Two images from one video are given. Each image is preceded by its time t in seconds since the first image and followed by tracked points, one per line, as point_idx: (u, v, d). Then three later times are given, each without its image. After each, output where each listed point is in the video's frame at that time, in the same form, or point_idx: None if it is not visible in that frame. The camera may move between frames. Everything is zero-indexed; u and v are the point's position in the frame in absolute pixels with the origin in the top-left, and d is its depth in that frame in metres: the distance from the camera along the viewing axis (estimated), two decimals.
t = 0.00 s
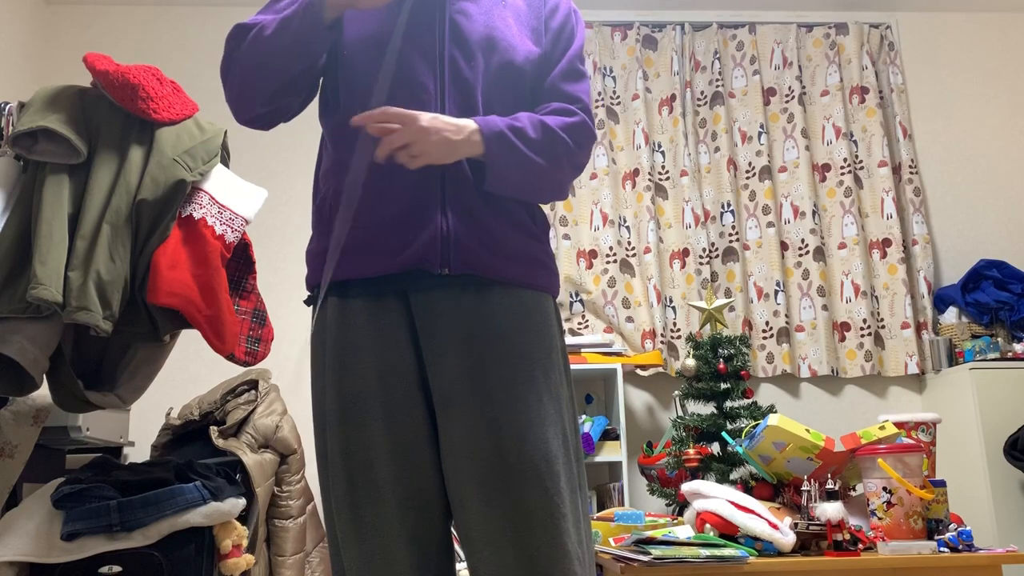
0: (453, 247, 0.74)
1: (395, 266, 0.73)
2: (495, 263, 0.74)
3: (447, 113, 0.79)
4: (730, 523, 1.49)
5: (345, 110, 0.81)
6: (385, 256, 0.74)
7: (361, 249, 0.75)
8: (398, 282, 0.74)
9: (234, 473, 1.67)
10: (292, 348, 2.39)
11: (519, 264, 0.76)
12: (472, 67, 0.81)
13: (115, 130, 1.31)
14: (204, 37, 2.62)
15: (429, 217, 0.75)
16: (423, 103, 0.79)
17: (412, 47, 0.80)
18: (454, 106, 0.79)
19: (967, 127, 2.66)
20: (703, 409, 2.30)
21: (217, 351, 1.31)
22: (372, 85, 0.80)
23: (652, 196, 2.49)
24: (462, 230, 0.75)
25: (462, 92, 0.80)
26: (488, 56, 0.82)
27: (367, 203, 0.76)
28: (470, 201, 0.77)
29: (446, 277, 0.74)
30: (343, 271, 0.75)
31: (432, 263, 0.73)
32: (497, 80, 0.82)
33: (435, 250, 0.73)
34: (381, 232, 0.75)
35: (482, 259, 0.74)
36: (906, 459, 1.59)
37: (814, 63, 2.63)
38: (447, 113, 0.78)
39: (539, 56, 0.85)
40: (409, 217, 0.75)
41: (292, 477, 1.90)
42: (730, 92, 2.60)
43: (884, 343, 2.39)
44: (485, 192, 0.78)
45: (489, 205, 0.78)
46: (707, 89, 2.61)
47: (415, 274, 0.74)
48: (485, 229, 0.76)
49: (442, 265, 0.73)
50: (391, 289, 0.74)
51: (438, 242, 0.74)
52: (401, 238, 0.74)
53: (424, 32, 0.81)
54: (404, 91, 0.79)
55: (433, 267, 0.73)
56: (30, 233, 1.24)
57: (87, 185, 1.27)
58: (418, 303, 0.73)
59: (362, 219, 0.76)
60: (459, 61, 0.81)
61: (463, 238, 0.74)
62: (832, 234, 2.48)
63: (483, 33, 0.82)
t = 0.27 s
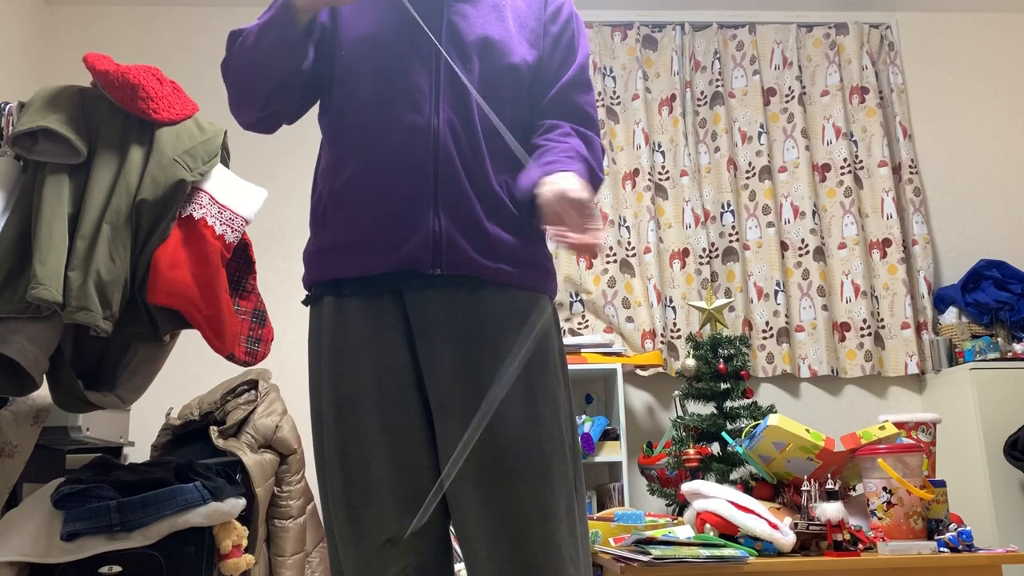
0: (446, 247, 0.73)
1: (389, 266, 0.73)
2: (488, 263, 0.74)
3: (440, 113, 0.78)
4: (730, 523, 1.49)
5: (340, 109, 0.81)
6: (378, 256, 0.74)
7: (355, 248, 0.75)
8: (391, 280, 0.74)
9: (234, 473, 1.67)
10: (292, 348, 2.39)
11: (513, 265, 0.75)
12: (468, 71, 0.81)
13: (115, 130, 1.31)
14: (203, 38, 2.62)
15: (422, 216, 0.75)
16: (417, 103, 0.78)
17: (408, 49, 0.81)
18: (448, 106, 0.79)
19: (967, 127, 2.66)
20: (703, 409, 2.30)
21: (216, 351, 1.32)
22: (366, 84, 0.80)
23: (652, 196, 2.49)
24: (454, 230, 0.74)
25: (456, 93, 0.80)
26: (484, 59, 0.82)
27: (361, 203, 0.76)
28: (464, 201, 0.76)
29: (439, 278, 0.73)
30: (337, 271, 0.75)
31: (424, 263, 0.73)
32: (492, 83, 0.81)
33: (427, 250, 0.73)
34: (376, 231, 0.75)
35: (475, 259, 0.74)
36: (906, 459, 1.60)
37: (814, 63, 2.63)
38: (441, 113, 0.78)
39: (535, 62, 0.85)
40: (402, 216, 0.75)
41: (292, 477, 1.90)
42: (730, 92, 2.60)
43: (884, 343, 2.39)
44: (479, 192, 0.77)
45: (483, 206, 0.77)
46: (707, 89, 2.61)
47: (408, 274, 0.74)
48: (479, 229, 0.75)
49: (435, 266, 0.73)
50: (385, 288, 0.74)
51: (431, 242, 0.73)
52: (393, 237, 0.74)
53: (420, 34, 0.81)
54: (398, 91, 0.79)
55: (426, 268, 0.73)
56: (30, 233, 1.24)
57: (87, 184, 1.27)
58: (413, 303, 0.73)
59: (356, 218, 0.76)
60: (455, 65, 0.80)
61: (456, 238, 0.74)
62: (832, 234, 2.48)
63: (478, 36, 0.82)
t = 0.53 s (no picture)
0: (447, 244, 0.73)
1: (391, 264, 0.73)
2: (489, 261, 0.74)
3: (442, 111, 0.78)
4: (730, 523, 1.49)
5: (342, 109, 0.81)
6: (380, 255, 0.74)
7: (358, 247, 0.75)
8: (393, 279, 0.74)
9: (234, 473, 1.67)
10: (293, 348, 2.40)
11: (514, 263, 0.76)
12: (469, 70, 0.81)
13: (115, 130, 1.31)
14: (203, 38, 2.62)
15: (423, 215, 0.75)
16: (418, 102, 0.78)
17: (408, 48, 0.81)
18: (449, 103, 0.79)
19: (967, 127, 2.66)
20: (703, 409, 2.30)
21: (216, 350, 1.32)
22: (367, 83, 0.80)
23: (652, 196, 2.49)
24: (455, 228, 0.74)
25: (459, 91, 0.80)
26: (484, 58, 0.82)
27: (363, 202, 0.76)
28: (465, 199, 0.76)
29: (441, 276, 0.73)
30: (339, 270, 0.75)
31: (426, 261, 0.73)
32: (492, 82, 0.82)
33: (429, 247, 0.73)
34: (378, 231, 0.75)
35: (476, 258, 0.74)
36: (906, 459, 1.59)
37: (814, 63, 2.63)
38: (442, 110, 0.78)
39: (536, 59, 0.85)
40: (403, 215, 0.75)
41: (292, 477, 1.90)
42: (730, 92, 2.60)
43: (884, 343, 2.39)
44: (481, 189, 0.77)
45: (484, 204, 0.77)
46: (707, 89, 2.61)
47: (409, 272, 0.74)
48: (480, 227, 0.75)
49: (436, 264, 0.73)
50: (388, 287, 0.74)
51: (432, 240, 0.73)
52: (395, 236, 0.74)
53: (421, 34, 0.82)
54: (399, 90, 0.79)
55: (428, 266, 0.73)
56: (31, 233, 1.24)
57: (87, 184, 1.27)
58: (416, 301, 0.73)
59: (358, 216, 0.76)
60: (458, 64, 0.81)
61: (457, 235, 0.74)
62: (832, 234, 2.48)
63: (477, 33, 0.82)
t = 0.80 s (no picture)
0: (451, 243, 0.73)
1: (394, 265, 0.73)
2: (493, 259, 0.74)
3: (444, 110, 0.78)
4: (730, 523, 1.49)
5: (345, 110, 0.81)
6: (384, 255, 0.74)
7: (362, 248, 0.75)
8: (397, 279, 0.74)
9: (234, 473, 1.67)
10: (292, 348, 2.39)
11: (518, 261, 0.76)
12: (469, 69, 0.81)
13: (115, 130, 1.31)
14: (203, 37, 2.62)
15: (427, 215, 0.75)
16: (420, 102, 0.78)
17: (408, 49, 0.81)
18: (451, 102, 0.79)
19: (967, 127, 2.66)
20: (703, 409, 2.30)
21: (217, 350, 1.32)
22: (370, 83, 0.80)
23: (652, 196, 2.49)
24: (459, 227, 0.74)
25: (460, 89, 0.80)
26: (483, 56, 0.82)
27: (367, 202, 0.76)
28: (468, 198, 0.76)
29: (444, 275, 0.73)
30: (343, 271, 0.75)
31: (430, 261, 0.73)
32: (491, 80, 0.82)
33: (433, 247, 0.73)
34: (382, 231, 0.75)
35: (479, 256, 0.74)
36: (906, 459, 1.59)
37: (814, 63, 2.63)
38: (443, 109, 0.78)
39: (536, 56, 0.85)
40: (407, 215, 0.75)
41: (292, 477, 1.90)
42: (730, 92, 2.60)
43: (884, 343, 2.39)
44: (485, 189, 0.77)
45: (488, 202, 0.77)
46: (707, 89, 2.61)
47: (413, 273, 0.74)
48: (483, 226, 0.75)
49: (440, 263, 0.73)
50: (392, 287, 0.74)
51: (435, 240, 0.73)
52: (399, 236, 0.74)
53: (421, 32, 0.82)
54: (402, 91, 0.79)
55: (430, 266, 0.73)
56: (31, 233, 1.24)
57: (87, 185, 1.27)
58: (420, 301, 0.73)
59: (362, 217, 0.76)
60: (458, 63, 0.80)
61: (461, 235, 0.74)
62: (832, 234, 2.48)
63: (476, 32, 0.82)
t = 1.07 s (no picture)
0: (447, 247, 0.73)
1: (391, 267, 0.73)
2: (491, 262, 0.74)
3: (439, 113, 0.78)
4: (730, 523, 1.49)
5: (344, 111, 0.82)
6: (381, 256, 0.74)
7: (359, 251, 0.75)
8: (396, 282, 0.74)
9: (234, 473, 1.67)
10: (293, 348, 2.39)
11: (516, 263, 0.75)
12: (466, 72, 0.81)
13: (115, 130, 1.31)
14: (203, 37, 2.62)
15: (426, 215, 0.75)
16: (417, 105, 0.79)
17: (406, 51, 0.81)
18: (447, 106, 0.79)
19: (966, 127, 2.66)
20: (703, 409, 2.30)
21: (216, 350, 1.32)
22: (368, 85, 0.80)
23: (652, 196, 2.49)
24: (456, 231, 0.74)
25: (456, 93, 0.80)
26: (480, 57, 0.82)
27: (365, 205, 0.76)
28: (465, 201, 0.76)
29: (441, 278, 0.73)
30: (342, 273, 0.75)
31: (426, 265, 0.73)
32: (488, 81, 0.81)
33: (429, 251, 0.73)
34: (380, 232, 0.75)
35: (477, 258, 0.73)
36: (906, 459, 1.59)
37: (814, 63, 2.63)
38: (440, 113, 0.78)
39: (535, 58, 0.85)
40: (405, 216, 0.75)
41: (292, 477, 1.91)
42: (730, 92, 2.60)
43: (884, 343, 2.39)
44: (483, 189, 0.77)
45: (485, 205, 0.77)
46: (707, 89, 2.61)
47: (412, 274, 0.74)
48: (480, 229, 0.75)
49: (438, 266, 0.73)
50: (390, 290, 0.74)
51: (432, 242, 0.73)
52: (396, 238, 0.74)
53: (418, 36, 0.82)
54: (400, 93, 0.79)
55: (428, 268, 0.73)
56: (31, 232, 1.24)
57: (87, 185, 1.27)
58: (419, 303, 0.73)
59: (360, 219, 0.76)
60: (454, 66, 0.80)
61: (457, 238, 0.74)
62: (832, 234, 2.48)
63: (473, 32, 0.82)
